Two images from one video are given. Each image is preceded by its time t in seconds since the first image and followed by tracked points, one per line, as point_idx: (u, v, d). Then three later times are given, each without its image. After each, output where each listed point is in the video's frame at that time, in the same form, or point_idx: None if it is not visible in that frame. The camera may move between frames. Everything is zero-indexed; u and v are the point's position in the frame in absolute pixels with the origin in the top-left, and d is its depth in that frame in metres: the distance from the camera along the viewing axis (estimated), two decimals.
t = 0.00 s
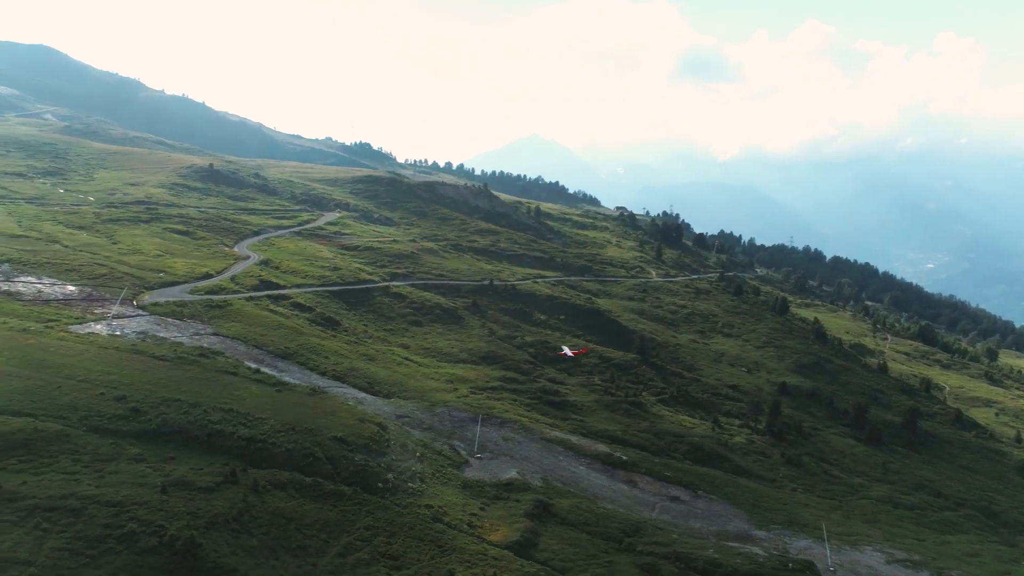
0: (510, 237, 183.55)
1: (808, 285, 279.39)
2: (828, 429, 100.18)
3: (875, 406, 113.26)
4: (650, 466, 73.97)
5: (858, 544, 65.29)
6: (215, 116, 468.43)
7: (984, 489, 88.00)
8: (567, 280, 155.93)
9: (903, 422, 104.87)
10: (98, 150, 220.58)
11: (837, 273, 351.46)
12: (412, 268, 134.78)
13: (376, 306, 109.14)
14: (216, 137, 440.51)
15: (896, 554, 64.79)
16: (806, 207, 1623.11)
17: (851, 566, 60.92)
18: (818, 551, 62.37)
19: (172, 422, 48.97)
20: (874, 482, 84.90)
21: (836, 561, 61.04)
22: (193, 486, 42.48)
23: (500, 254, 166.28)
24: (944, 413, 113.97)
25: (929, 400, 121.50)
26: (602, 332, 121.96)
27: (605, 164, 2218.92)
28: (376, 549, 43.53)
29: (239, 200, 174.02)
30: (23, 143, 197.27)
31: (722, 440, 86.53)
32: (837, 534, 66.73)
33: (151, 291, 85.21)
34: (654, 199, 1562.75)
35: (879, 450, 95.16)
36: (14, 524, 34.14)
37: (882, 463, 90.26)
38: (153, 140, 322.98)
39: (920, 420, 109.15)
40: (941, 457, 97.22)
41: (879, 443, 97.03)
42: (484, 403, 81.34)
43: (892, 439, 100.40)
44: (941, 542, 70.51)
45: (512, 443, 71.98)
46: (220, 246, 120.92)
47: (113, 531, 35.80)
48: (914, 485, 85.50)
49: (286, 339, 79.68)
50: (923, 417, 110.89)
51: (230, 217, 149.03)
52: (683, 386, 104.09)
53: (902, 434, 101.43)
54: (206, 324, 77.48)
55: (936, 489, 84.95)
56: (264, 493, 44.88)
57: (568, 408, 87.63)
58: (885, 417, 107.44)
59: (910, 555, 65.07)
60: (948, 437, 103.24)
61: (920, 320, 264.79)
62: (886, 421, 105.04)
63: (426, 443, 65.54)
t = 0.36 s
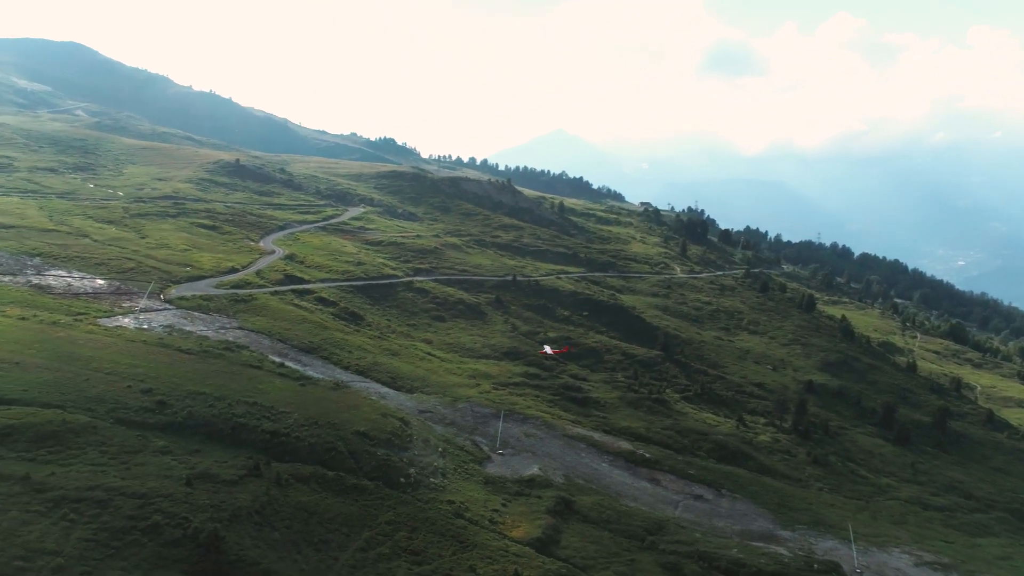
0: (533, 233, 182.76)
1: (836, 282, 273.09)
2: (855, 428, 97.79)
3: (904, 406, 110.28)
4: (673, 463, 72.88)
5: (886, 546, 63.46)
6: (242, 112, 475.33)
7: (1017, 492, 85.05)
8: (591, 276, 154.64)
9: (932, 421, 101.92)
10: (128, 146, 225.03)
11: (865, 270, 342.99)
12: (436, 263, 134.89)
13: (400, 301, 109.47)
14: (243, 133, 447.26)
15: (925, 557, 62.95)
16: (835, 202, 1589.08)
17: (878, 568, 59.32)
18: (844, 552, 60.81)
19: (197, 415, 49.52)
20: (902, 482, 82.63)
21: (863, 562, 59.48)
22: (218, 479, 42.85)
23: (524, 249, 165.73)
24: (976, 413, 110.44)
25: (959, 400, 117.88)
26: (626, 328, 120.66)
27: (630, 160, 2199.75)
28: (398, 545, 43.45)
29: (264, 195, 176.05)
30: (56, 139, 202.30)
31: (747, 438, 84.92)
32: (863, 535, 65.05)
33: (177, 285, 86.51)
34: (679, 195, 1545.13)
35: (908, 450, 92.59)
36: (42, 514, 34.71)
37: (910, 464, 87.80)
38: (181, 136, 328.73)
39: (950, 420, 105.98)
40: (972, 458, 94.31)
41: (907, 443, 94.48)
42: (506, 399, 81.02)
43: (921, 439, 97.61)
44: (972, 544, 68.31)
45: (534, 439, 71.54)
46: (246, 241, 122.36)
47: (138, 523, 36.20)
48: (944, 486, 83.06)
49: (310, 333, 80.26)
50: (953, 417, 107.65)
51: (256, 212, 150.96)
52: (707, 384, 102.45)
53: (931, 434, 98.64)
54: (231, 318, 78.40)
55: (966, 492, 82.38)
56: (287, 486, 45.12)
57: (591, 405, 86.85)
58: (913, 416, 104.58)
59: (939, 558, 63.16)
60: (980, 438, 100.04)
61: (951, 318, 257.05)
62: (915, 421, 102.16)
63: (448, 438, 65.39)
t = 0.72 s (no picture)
0: (563, 229, 181.33)
1: (872, 280, 264.83)
2: (891, 429, 94.58)
3: (943, 407, 106.24)
4: (703, 463, 71.24)
5: (923, 552, 61.04)
6: (276, 108, 482.82)
7: None
8: (621, 272, 152.64)
9: (972, 424, 98.00)
10: (165, 141, 230.26)
11: (902, 268, 330.97)
12: (465, 259, 134.72)
13: (429, 296, 109.57)
14: (276, 129, 454.70)
15: (964, 563, 60.38)
16: (875, 199, 1543.38)
17: (914, 573, 57.10)
18: (879, 556, 58.64)
19: (228, 409, 50.03)
20: (940, 486, 79.55)
21: (898, 567, 57.32)
22: (247, 472, 43.19)
23: (553, 245, 164.53)
24: (1019, 415, 105.86)
25: (1000, 401, 113.25)
26: (655, 326, 118.68)
27: (662, 155, 2172.03)
28: (424, 540, 43.21)
29: (296, 190, 178.31)
30: (96, 135, 207.99)
31: (779, 438, 82.65)
32: (899, 540, 62.71)
33: (210, 279, 87.92)
34: (712, 191, 1519.58)
35: (945, 453, 89.19)
36: (74, 505, 35.28)
37: (948, 467, 84.56)
38: (215, 132, 335.54)
39: (992, 422, 101.75)
40: (1014, 463, 90.43)
41: (945, 445, 91.01)
42: (534, 396, 80.34)
43: (960, 442, 93.91)
44: (1015, 551, 65.30)
45: (563, 436, 70.71)
46: (278, 235, 124.01)
47: (167, 515, 36.56)
48: (983, 491, 79.79)
49: (340, 328, 80.69)
50: (994, 419, 103.37)
51: (287, 207, 152.89)
52: (738, 382, 100.08)
53: (971, 437, 94.89)
54: (261, 312, 79.31)
55: (1008, 498, 78.92)
56: (315, 481, 45.22)
57: (620, 403, 85.54)
58: (951, 418, 100.74)
59: (979, 564, 60.54)
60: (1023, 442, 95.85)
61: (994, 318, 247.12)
62: (954, 423, 98.38)
63: (476, 434, 64.97)
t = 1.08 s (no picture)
0: (601, 224, 179.10)
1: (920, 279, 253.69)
2: (938, 433, 90.44)
3: (995, 411, 101.08)
4: (742, 464, 69.03)
5: (971, 561, 57.89)
6: (318, 104, 491.34)
7: None
8: (659, 269, 149.82)
9: None
10: (209, 137, 236.37)
11: (950, 266, 317.73)
12: (502, 254, 134.27)
13: (465, 291, 109.50)
14: (317, 125, 462.73)
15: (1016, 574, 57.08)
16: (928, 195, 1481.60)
17: None
18: (924, 564, 55.87)
19: (265, 402, 50.60)
20: (990, 493, 75.63)
21: None
22: (282, 465, 43.55)
23: (590, 240, 162.68)
24: None
25: None
26: (694, 323, 115.96)
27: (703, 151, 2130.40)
28: (457, 537, 42.85)
29: (335, 185, 180.81)
30: (142, 131, 214.77)
31: (821, 440, 79.65)
32: (945, 547, 59.73)
33: (250, 273, 89.62)
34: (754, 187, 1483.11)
35: (995, 459, 84.88)
36: (114, 495, 36.06)
37: (999, 474, 80.43)
38: (258, 127, 343.28)
39: None
40: None
41: (996, 451, 86.65)
42: (570, 393, 79.30)
43: (1012, 448, 89.24)
44: None
45: (598, 435, 69.50)
46: (316, 230, 125.85)
47: (203, 507, 37.04)
48: None
49: (377, 323, 81.17)
50: None
51: (327, 201, 155.02)
52: (779, 382, 96.93)
53: None
54: (300, 306, 80.42)
55: None
56: (349, 475, 45.34)
57: (657, 401, 83.72)
58: (1002, 423, 95.94)
59: None
60: None
61: None
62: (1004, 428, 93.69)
63: (510, 431, 64.35)
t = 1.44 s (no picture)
0: (645, 221, 175.84)
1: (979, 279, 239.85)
2: (999, 441, 85.26)
3: None
4: (788, 467, 66.26)
5: None
6: (365, 100, 499.43)
7: None
8: (704, 266, 145.99)
9: None
10: (258, 133, 242.73)
11: (1014, 268, 300.35)
12: (545, 250, 133.18)
13: (507, 287, 108.98)
14: (364, 121, 470.44)
15: None
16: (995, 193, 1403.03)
17: None
18: None
19: (307, 396, 51.08)
20: None
21: None
22: (323, 459, 43.80)
23: (634, 237, 159.82)
24: None
25: None
26: (742, 322, 112.27)
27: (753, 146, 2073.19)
28: (496, 535, 42.27)
29: (380, 181, 182.97)
30: (194, 127, 221.94)
31: (872, 444, 75.92)
32: (1004, 559, 55.99)
33: (295, 267, 91.28)
34: (807, 183, 1434.48)
35: None
36: (157, 486, 36.84)
37: None
38: (306, 124, 351.14)
39: None
40: None
41: None
42: (611, 391, 77.76)
43: None
44: None
45: (641, 435, 67.84)
46: (360, 224, 127.45)
47: (244, 499, 37.51)
48: None
49: (419, 318, 81.40)
50: None
51: (371, 196, 156.99)
52: (829, 384, 92.88)
53: None
54: (344, 300, 81.36)
55: None
56: (389, 470, 45.30)
57: (701, 401, 81.29)
58: None
59: None
60: None
61: None
62: None
63: (551, 429, 63.41)
